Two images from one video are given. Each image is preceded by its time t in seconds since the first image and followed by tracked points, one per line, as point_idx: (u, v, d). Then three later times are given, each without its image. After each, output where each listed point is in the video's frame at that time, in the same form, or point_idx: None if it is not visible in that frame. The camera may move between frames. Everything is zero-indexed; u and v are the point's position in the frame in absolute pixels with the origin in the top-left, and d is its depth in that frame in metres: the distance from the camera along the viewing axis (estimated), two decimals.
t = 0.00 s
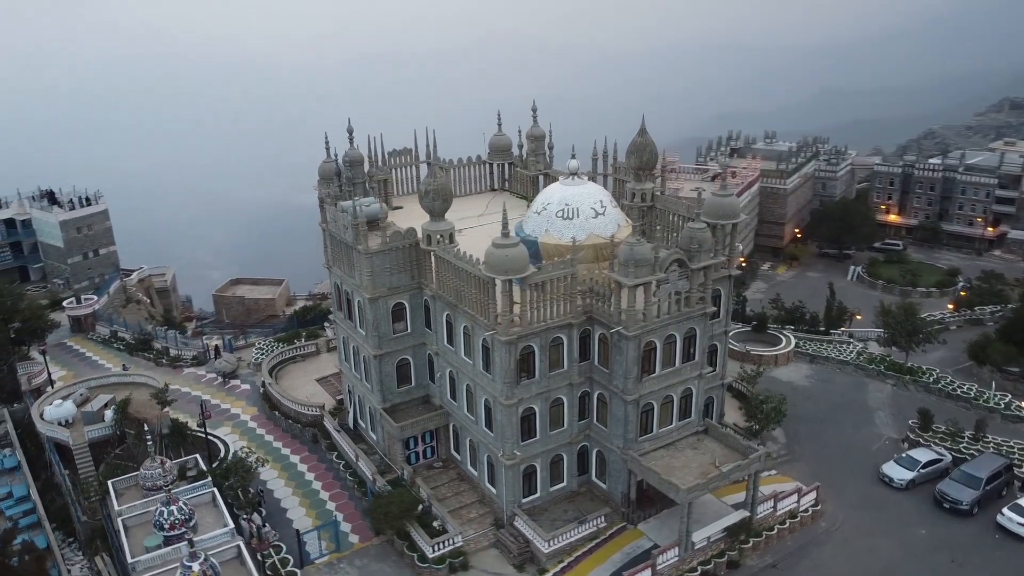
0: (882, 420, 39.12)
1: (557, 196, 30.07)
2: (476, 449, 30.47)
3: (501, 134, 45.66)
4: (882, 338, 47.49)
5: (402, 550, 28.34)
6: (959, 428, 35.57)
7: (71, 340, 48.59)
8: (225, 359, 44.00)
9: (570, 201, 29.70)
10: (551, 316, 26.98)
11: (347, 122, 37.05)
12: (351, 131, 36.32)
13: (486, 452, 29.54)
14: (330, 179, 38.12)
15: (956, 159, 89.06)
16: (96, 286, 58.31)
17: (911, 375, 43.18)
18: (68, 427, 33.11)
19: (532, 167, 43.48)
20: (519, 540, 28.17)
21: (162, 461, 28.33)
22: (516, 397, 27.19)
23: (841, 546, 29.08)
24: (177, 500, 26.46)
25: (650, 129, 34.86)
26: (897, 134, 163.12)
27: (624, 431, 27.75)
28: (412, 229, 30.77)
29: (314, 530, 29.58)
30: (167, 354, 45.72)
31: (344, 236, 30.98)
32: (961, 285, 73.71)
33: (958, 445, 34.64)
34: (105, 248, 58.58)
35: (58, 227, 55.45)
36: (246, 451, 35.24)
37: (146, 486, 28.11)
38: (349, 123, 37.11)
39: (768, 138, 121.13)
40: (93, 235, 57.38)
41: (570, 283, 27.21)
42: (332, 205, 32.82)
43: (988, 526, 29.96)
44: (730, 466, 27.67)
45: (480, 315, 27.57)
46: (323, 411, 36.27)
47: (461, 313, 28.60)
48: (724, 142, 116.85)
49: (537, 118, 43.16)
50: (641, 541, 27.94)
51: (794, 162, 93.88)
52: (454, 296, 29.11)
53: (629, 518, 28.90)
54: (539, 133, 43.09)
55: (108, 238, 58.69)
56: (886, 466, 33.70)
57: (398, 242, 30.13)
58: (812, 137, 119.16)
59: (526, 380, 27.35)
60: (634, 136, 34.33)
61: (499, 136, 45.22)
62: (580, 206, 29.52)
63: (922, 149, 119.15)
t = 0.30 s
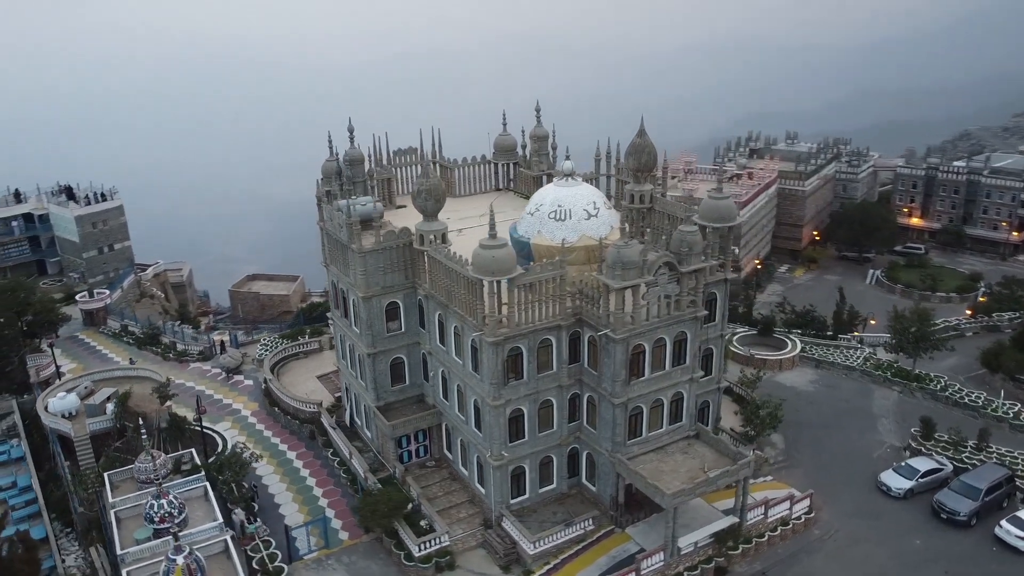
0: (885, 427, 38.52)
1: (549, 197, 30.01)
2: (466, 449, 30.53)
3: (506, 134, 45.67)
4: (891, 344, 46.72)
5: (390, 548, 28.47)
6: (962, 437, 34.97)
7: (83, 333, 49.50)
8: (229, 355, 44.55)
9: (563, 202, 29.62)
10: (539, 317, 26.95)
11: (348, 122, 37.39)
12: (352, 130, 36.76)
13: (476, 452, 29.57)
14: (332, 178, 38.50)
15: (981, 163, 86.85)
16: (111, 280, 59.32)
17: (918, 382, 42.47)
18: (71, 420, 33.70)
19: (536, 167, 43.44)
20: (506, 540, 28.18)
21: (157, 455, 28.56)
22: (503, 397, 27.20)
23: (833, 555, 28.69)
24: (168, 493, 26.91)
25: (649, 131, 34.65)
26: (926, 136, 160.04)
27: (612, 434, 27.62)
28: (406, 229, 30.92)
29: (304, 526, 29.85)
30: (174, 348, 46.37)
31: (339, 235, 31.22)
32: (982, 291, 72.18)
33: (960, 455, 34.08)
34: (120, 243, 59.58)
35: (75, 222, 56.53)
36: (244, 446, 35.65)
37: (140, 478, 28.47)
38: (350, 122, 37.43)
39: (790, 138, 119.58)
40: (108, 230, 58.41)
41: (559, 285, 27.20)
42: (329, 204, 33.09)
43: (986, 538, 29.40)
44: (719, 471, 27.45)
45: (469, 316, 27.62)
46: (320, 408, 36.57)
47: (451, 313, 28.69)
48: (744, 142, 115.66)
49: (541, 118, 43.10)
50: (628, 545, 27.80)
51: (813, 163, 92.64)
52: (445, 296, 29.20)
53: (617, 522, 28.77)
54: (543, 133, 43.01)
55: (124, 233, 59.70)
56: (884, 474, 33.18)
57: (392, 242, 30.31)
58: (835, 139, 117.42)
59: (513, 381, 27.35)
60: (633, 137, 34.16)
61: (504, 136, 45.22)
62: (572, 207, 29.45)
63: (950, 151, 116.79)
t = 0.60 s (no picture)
0: (887, 434, 37.98)
1: (543, 198, 29.97)
2: (458, 449, 30.59)
3: (510, 134, 45.65)
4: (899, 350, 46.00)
5: (379, 546, 28.61)
6: (964, 445, 34.44)
7: (93, 328, 50.26)
8: (234, 351, 45.02)
9: (555, 203, 29.57)
10: (529, 319, 26.95)
11: (348, 120, 37.65)
12: (352, 129, 37.00)
13: (467, 452, 29.61)
14: (333, 176, 38.76)
15: (1004, 165, 84.95)
16: (123, 276, 60.22)
17: (923, 388, 41.82)
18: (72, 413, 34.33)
19: (539, 167, 43.38)
20: (494, 541, 28.20)
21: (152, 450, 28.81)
22: (492, 398, 27.19)
23: (826, 563, 28.36)
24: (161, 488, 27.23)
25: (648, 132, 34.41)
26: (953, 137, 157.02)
27: (602, 437, 27.51)
28: (401, 228, 31.03)
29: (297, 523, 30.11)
30: (180, 343, 46.93)
31: (336, 234, 31.44)
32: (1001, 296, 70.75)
33: (961, 464, 33.57)
34: (133, 239, 60.49)
35: (87, 218, 57.44)
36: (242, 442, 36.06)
37: (136, 472, 28.81)
38: (350, 121, 37.71)
39: (809, 139, 118.12)
40: (121, 226, 59.33)
41: (549, 286, 27.17)
42: (327, 203, 33.32)
43: (983, 549, 28.89)
44: (708, 476, 27.25)
45: (459, 316, 27.66)
46: (319, 406, 36.85)
47: (443, 313, 28.77)
48: (762, 143, 114.50)
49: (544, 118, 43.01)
50: (616, 548, 27.70)
51: (830, 164, 91.50)
52: (438, 296, 29.27)
53: (607, 524, 28.67)
54: (546, 134, 42.87)
55: (136, 229, 60.59)
56: (883, 482, 32.72)
57: (386, 241, 30.44)
58: (855, 140, 115.83)
59: (502, 382, 27.35)
60: (632, 138, 33.97)
61: (508, 136, 45.19)
62: (565, 208, 29.37)
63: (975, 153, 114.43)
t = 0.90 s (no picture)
0: (889, 441, 37.37)
1: (536, 199, 29.91)
2: (449, 448, 30.65)
3: (516, 134, 45.55)
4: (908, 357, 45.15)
5: (367, 543, 28.77)
6: (966, 455, 33.83)
7: (106, 322, 51.13)
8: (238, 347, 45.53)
9: (548, 204, 29.49)
10: (517, 320, 26.91)
11: (350, 119, 37.99)
12: (353, 128, 37.30)
13: (456, 451, 29.67)
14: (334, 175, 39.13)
15: None
16: (138, 271, 61.21)
17: (930, 396, 41.08)
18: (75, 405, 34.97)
19: (543, 167, 43.27)
20: (481, 541, 28.23)
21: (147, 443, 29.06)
22: (479, 398, 27.20)
23: (816, 571, 27.99)
24: (153, 480, 27.53)
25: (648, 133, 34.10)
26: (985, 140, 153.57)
27: (590, 439, 27.39)
28: (396, 228, 31.15)
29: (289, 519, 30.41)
30: (188, 338, 47.55)
31: (332, 233, 31.64)
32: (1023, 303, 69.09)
33: (963, 474, 33.01)
34: (147, 235, 61.50)
35: (103, 214, 58.47)
36: (240, 437, 36.48)
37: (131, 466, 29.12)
38: (352, 120, 38.04)
39: (832, 141, 116.35)
40: (136, 222, 60.36)
41: (538, 286, 27.11)
42: (325, 201, 33.54)
43: (979, 561, 28.32)
44: (696, 481, 27.04)
45: (448, 316, 27.69)
46: (316, 403, 37.14)
47: (434, 312, 28.84)
48: (783, 144, 113.04)
49: (548, 119, 42.86)
50: (603, 551, 27.59)
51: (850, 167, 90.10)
52: (429, 296, 29.34)
53: (595, 527, 28.57)
54: (550, 134, 42.71)
55: (151, 225, 61.61)
56: (880, 491, 32.22)
57: (381, 241, 30.56)
58: (880, 142, 113.83)
59: (490, 383, 27.35)
60: (631, 139, 33.71)
61: (514, 136, 45.08)
62: (557, 209, 29.28)
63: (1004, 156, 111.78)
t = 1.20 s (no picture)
0: (891, 448, 36.84)
1: (530, 199, 29.89)
2: (441, 447, 30.73)
3: (521, 133, 45.46)
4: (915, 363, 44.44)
5: (357, 541, 28.92)
6: (967, 463, 33.32)
7: (116, 316, 51.89)
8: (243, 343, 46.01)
9: (541, 204, 29.43)
10: (507, 320, 26.91)
11: (351, 119, 38.63)
12: (353, 127, 37.84)
13: (447, 450, 29.74)
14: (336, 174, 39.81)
15: None
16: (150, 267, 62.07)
17: (935, 403, 40.45)
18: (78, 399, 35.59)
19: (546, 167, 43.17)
20: (470, 540, 28.27)
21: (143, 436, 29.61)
22: (469, 398, 27.24)
23: None
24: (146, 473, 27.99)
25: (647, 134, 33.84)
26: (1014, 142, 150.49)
27: (578, 441, 27.31)
28: (391, 227, 31.26)
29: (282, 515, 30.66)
30: (194, 333, 48.07)
31: (329, 231, 31.86)
32: None
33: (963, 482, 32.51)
34: (160, 231, 62.36)
35: (117, 210, 59.36)
36: (240, 433, 36.85)
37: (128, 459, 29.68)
38: (353, 120, 38.68)
39: (852, 143, 114.72)
40: (148, 218, 61.23)
41: (528, 286, 27.07)
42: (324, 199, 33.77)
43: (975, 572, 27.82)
44: (685, 484, 26.87)
45: (439, 316, 27.73)
46: (315, 399, 37.40)
47: (426, 311, 28.93)
48: (802, 146, 111.64)
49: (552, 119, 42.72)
50: (590, 554, 27.50)
51: (868, 168, 88.80)
52: (422, 295, 29.43)
53: (583, 529, 28.48)
54: (553, 134, 42.57)
55: (163, 222, 62.46)
56: (876, 498, 31.81)
57: (375, 239, 30.70)
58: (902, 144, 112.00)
59: (479, 383, 27.38)
60: (630, 140, 33.47)
61: (518, 136, 44.98)
62: (550, 209, 29.21)
63: None
